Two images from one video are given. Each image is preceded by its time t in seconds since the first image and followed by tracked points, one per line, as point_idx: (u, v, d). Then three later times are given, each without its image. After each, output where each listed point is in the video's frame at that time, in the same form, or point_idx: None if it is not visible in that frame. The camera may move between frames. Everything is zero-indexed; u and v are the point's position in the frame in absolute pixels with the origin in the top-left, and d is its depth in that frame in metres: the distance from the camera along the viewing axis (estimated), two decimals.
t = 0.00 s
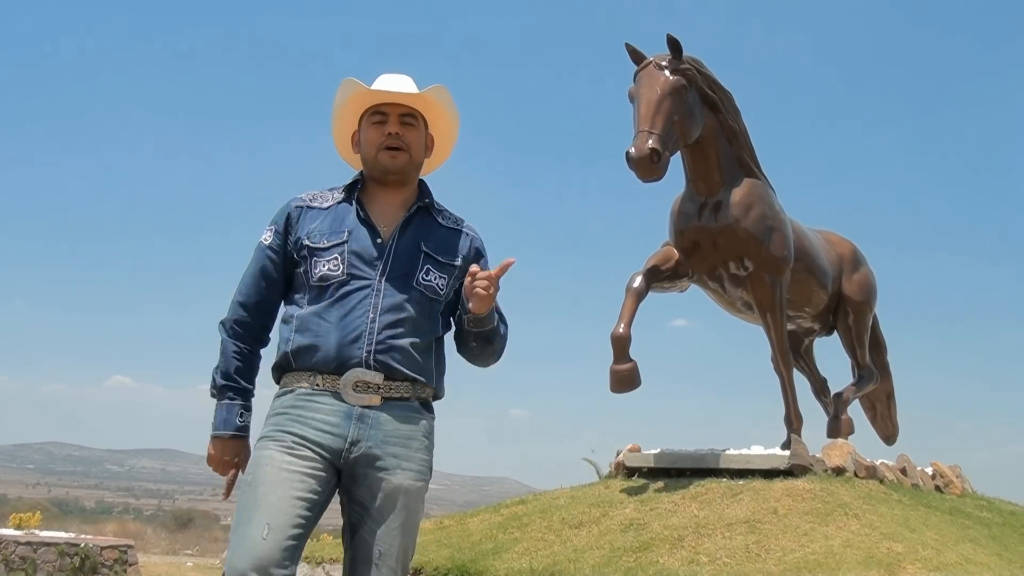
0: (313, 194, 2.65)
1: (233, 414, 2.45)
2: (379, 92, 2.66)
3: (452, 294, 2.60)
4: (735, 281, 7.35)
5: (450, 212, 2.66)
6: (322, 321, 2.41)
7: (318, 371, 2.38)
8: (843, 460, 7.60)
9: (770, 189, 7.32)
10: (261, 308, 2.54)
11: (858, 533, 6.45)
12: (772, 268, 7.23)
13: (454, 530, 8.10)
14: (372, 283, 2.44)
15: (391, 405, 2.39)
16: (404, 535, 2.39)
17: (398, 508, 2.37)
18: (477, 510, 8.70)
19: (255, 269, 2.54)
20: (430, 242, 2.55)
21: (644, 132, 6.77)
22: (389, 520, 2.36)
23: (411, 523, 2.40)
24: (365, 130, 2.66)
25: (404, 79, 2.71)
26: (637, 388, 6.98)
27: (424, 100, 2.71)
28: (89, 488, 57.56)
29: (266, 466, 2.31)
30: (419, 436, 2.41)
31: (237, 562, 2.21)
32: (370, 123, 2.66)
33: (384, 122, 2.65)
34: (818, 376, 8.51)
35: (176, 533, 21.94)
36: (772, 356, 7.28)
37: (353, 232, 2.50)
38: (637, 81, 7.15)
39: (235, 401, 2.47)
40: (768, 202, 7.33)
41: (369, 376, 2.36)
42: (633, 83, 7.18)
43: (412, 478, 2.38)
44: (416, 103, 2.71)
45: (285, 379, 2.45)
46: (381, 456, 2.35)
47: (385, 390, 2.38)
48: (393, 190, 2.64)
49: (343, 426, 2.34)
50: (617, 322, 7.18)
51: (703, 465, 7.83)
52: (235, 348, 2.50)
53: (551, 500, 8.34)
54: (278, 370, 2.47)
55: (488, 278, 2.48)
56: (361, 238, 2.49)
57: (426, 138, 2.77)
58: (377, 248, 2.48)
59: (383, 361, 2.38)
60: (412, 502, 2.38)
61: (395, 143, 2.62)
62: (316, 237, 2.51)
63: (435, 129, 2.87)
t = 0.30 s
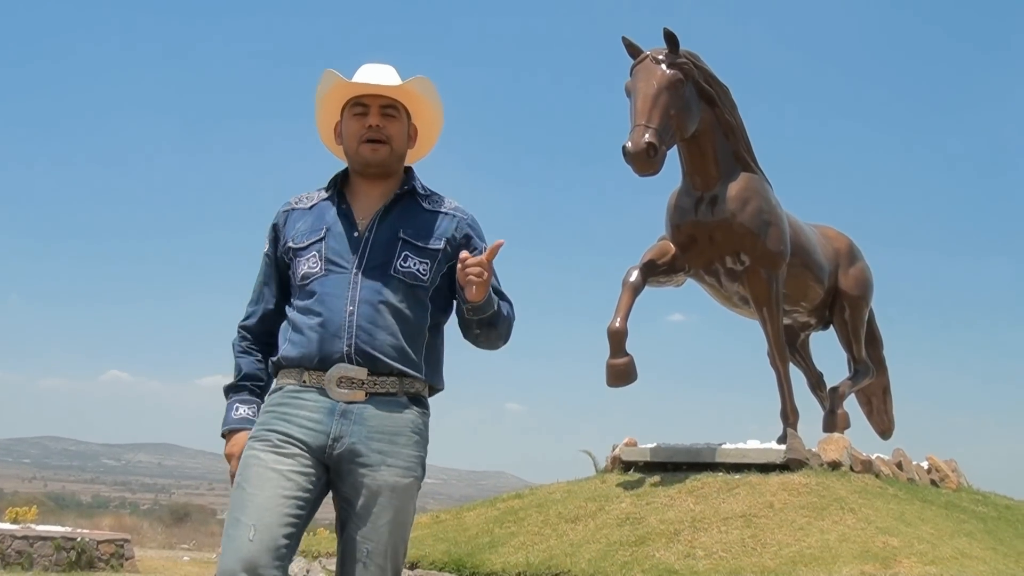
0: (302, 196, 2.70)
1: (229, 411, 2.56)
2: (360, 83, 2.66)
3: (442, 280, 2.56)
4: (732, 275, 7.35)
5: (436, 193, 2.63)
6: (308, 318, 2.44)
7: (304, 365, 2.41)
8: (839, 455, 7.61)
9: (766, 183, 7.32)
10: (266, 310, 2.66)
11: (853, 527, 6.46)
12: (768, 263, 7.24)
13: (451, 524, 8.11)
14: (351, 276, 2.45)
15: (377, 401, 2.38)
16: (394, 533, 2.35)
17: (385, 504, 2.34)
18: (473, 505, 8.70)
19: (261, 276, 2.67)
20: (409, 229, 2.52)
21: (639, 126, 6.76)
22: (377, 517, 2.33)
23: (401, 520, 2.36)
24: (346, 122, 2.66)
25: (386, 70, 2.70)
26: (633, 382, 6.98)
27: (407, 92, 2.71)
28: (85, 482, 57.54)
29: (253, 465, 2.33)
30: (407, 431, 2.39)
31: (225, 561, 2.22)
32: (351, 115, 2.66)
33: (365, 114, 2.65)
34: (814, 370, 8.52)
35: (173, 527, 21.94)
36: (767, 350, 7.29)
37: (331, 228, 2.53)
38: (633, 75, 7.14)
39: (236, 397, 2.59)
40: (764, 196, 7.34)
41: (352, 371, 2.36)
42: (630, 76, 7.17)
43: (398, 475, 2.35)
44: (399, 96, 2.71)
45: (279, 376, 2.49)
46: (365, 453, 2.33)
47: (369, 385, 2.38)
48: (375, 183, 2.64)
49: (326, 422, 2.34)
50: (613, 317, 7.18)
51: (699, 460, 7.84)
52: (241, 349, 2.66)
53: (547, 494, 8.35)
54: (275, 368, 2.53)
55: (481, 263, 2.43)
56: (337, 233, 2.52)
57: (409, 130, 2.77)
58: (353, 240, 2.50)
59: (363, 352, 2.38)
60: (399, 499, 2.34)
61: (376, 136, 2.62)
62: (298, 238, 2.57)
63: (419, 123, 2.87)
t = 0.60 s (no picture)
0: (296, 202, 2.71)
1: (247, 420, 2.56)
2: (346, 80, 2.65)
3: (440, 270, 2.54)
4: (733, 275, 7.36)
5: (427, 183, 2.62)
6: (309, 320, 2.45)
7: (308, 363, 2.42)
8: (840, 455, 7.61)
9: (767, 183, 7.32)
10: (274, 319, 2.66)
11: (854, 527, 6.47)
12: (769, 263, 7.24)
13: (451, 524, 8.11)
14: (349, 275, 2.45)
15: (381, 400, 2.38)
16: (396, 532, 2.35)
17: (386, 504, 2.33)
18: (474, 505, 8.70)
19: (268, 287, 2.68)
20: (402, 222, 2.51)
21: (640, 126, 6.76)
22: (377, 517, 2.33)
23: (402, 521, 2.36)
24: (335, 120, 2.66)
25: (373, 66, 2.69)
26: (634, 382, 6.98)
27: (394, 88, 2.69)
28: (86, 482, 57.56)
29: (256, 458, 2.33)
30: (409, 431, 2.38)
31: (225, 552, 2.21)
32: (339, 113, 2.65)
33: (353, 111, 2.65)
34: (815, 370, 8.52)
35: (173, 527, 21.95)
36: (768, 349, 7.29)
37: (326, 231, 2.54)
38: (634, 75, 7.14)
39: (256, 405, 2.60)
40: (765, 196, 7.34)
41: (355, 370, 2.36)
42: (631, 76, 7.17)
43: (399, 474, 2.34)
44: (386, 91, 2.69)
45: (283, 375, 2.50)
46: (366, 452, 2.33)
47: (373, 385, 2.37)
48: (367, 180, 2.64)
49: (329, 420, 2.35)
50: (614, 317, 7.18)
51: (700, 460, 7.84)
52: (254, 361, 2.65)
53: (548, 493, 8.36)
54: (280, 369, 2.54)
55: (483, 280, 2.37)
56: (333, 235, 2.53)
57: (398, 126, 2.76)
58: (349, 240, 2.50)
59: (364, 350, 2.38)
60: (399, 499, 2.34)
61: (365, 132, 2.62)
62: (295, 243, 2.58)
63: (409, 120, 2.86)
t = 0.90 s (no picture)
0: (285, 202, 2.69)
1: (233, 430, 2.60)
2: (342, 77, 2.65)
3: (436, 264, 2.55)
4: (733, 273, 7.36)
5: (417, 178, 2.62)
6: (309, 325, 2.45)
7: (312, 366, 2.41)
8: (840, 453, 7.62)
9: (767, 181, 7.32)
10: (260, 323, 2.65)
11: (854, 525, 6.46)
12: (769, 261, 7.25)
13: (451, 523, 8.11)
14: (348, 277, 2.45)
15: (388, 400, 2.38)
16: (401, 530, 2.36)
17: (392, 502, 2.34)
18: (474, 504, 8.70)
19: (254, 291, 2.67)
20: (394, 219, 2.51)
21: (640, 125, 6.76)
22: (384, 516, 2.34)
23: (407, 520, 2.37)
24: (328, 116, 2.65)
25: (369, 65, 2.69)
26: (634, 381, 6.98)
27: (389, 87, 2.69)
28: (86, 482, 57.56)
29: (264, 459, 2.33)
30: (416, 429, 2.39)
31: (233, 553, 2.21)
32: (332, 109, 2.65)
33: (347, 108, 2.64)
34: (815, 368, 8.52)
35: (174, 527, 21.96)
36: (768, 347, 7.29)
37: (320, 232, 2.53)
38: (634, 74, 7.14)
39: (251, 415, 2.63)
40: (765, 194, 7.34)
41: (362, 371, 2.37)
42: (630, 75, 7.17)
43: (406, 473, 2.35)
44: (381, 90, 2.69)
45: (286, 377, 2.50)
46: (374, 451, 2.33)
47: (379, 385, 2.38)
48: (359, 179, 2.64)
49: (336, 421, 2.34)
50: (614, 316, 7.18)
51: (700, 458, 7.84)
52: (242, 366, 2.66)
53: (548, 492, 8.35)
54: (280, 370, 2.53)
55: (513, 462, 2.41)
56: (327, 236, 2.52)
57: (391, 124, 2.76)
58: (343, 240, 2.49)
59: (370, 353, 2.38)
60: (406, 498, 2.35)
61: (358, 130, 2.61)
62: (288, 246, 2.56)
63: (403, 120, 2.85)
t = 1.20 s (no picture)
0: (277, 191, 2.63)
1: (234, 421, 2.55)
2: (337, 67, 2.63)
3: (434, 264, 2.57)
4: (733, 274, 7.36)
5: (416, 173, 2.62)
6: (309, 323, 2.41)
7: (310, 364, 2.39)
8: (840, 454, 7.61)
9: (767, 182, 7.32)
10: (251, 313, 2.63)
11: (854, 526, 6.46)
12: (769, 261, 7.26)
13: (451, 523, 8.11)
14: (350, 276, 2.42)
15: (387, 401, 2.39)
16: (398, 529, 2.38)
17: (391, 502, 2.36)
18: (473, 504, 8.70)
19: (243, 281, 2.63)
20: (399, 217, 2.50)
21: (640, 125, 6.77)
22: (384, 515, 2.35)
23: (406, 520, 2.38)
24: (323, 106, 2.64)
25: (365, 56, 2.68)
26: (634, 381, 6.98)
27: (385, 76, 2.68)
28: (86, 482, 57.54)
29: (261, 453, 2.31)
30: (414, 429, 2.40)
31: (226, 546, 2.20)
32: (328, 100, 2.63)
33: (342, 98, 2.63)
34: (815, 368, 8.52)
35: (174, 527, 21.95)
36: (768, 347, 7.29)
37: (321, 227, 2.49)
38: (634, 74, 7.14)
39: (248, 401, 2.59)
40: (765, 195, 7.34)
41: (363, 371, 2.36)
42: (630, 75, 7.17)
43: (405, 473, 2.37)
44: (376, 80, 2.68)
45: (279, 373, 2.45)
46: (374, 452, 2.34)
47: (379, 385, 2.38)
48: (355, 171, 2.61)
49: (337, 421, 2.34)
50: (614, 316, 7.18)
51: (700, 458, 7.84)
52: (235, 357, 2.62)
53: (548, 493, 8.35)
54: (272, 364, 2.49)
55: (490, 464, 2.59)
56: (328, 231, 2.48)
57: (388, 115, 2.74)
58: (348, 236, 2.46)
59: (374, 352, 2.38)
60: (405, 497, 2.37)
61: (353, 120, 2.60)
62: (286, 239, 2.51)
63: (399, 110, 2.84)
